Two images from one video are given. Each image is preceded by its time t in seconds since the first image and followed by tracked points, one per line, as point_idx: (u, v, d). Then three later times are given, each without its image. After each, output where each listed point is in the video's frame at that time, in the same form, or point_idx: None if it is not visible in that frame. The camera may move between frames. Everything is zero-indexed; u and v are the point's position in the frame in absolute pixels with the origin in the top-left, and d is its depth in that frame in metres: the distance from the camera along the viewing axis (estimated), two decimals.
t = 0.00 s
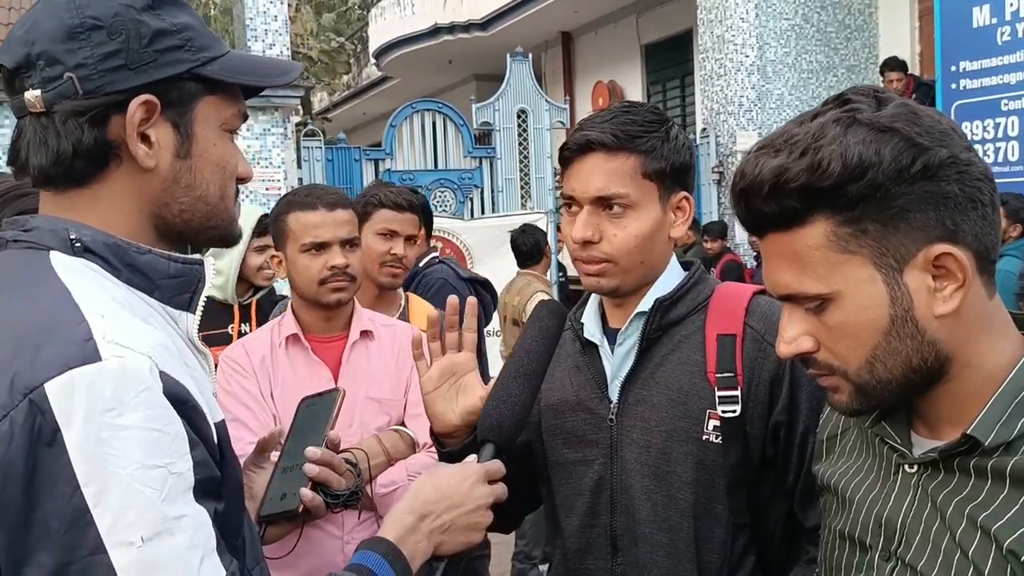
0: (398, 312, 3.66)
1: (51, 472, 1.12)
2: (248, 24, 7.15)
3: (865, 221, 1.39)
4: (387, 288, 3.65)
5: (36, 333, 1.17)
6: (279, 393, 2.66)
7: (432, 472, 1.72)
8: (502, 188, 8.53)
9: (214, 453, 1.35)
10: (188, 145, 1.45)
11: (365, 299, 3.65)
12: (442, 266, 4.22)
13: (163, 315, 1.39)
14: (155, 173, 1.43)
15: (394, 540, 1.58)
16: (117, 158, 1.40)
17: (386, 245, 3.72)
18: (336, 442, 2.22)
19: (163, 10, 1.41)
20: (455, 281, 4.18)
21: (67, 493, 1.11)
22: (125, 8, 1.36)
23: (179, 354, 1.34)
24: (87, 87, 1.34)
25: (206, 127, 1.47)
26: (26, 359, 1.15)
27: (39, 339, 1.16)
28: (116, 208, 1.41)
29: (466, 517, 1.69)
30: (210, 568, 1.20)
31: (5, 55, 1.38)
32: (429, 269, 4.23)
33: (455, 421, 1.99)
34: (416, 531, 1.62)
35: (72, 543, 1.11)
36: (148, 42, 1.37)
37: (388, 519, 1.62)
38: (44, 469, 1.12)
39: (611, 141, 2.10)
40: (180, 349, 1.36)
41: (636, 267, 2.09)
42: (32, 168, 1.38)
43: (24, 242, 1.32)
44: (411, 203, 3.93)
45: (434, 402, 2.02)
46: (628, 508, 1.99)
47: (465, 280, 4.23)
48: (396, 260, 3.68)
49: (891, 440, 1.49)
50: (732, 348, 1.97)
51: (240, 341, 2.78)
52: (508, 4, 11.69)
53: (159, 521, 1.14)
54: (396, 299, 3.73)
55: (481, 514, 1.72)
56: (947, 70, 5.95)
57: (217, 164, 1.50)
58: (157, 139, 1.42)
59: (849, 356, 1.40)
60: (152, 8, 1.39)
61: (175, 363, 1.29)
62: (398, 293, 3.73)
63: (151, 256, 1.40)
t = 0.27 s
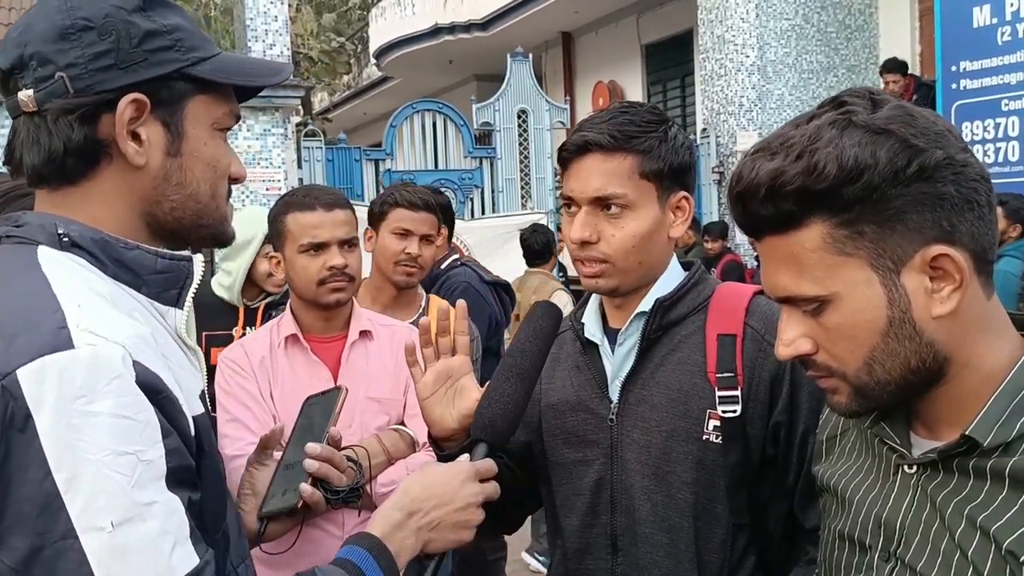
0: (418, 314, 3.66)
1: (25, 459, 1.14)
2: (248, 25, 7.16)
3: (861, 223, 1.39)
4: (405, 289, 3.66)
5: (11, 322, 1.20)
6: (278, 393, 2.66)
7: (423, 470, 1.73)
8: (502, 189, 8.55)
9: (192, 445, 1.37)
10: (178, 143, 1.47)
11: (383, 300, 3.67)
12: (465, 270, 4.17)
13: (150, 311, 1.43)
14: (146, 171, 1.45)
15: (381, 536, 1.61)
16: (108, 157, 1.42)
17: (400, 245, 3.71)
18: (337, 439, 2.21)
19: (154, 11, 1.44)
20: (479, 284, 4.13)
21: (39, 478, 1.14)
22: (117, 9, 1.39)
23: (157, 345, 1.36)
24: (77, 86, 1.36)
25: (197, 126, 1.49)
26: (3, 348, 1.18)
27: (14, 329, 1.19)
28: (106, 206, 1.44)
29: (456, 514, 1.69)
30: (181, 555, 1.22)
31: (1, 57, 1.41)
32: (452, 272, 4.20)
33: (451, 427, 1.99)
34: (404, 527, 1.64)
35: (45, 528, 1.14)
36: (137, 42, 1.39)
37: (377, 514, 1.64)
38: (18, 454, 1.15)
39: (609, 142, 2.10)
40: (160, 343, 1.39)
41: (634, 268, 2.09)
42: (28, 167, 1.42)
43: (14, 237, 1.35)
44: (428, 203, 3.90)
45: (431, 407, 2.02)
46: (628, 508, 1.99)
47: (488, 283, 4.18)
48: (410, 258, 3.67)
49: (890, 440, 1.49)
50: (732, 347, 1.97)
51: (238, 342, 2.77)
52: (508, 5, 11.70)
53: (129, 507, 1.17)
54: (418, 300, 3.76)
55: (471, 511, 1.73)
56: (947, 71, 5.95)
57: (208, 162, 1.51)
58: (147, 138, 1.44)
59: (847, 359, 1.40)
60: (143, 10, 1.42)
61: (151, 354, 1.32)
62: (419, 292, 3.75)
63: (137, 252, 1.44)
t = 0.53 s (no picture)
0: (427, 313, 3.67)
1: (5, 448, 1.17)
2: (248, 25, 7.17)
3: (858, 225, 1.39)
4: (414, 287, 3.68)
5: None
6: (278, 392, 2.67)
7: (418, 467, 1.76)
8: (502, 189, 8.57)
9: (173, 441, 1.40)
10: (180, 149, 1.53)
11: (393, 298, 3.69)
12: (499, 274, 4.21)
13: (139, 312, 1.49)
14: (149, 174, 1.50)
15: (373, 531, 1.64)
16: (111, 158, 1.47)
17: (408, 244, 3.70)
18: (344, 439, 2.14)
19: (156, 19, 1.49)
20: (512, 288, 4.15)
21: (19, 466, 1.17)
22: (121, 18, 1.44)
23: (139, 342, 1.41)
24: (83, 89, 1.42)
25: (197, 131, 1.55)
26: None
27: None
28: (109, 207, 1.48)
29: (451, 511, 1.72)
30: (161, 547, 1.26)
31: (5, 63, 1.46)
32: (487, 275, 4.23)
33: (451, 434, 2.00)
34: (396, 523, 1.68)
35: (25, 517, 1.17)
36: (141, 49, 1.44)
37: (370, 510, 1.68)
38: None
39: (607, 143, 2.11)
40: (143, 340, 1.44)
41: (632, 268, 2.10)
42: (30, 170, 1.46)
43: (12, 236, 1.41)
44: (437, 203, 3.88)
45: (431, 412, 2.02)
46: (628, 507, 2.00)
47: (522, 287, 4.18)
48: (418, 258, 3.68)
49: (889, 439, 1.49)
50: (733, 347, 1.98)
51: (237, 342, 2.78)
52: (509, 5, 11.69)
53: (108, 495, 1.20)
54: (427, 300, 3.78)
55: (465, 508, 1.74)
56: (947, 71, 5.95)
57: (207, 169, 1.57)
58: (150, 141, 1.49)
59: (845, 360, 1.40)
60: (146, 18, 1.47)
61: (129, 349, 1.36)
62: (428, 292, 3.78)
63: (130, 252, 1.48)
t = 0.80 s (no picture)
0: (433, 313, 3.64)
1: (48, 473, 1.09)
2: (247, 25, 7.19)
3: (854, 227, 1.40)
4: (420, 287, 3.65)
5: (25, 327, 1.14)
6: (278, 391, 2.66)
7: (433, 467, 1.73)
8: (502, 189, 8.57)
9: (212, 453, 1.34)
10: (185, 142, 1.46)
11: (399, 299, 3.67)
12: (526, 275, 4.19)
13: (157, 316, 1.38)
14: (154, 170, 1.43)
15: (401, 536, 1.58)
16: (116, 153, 1.40)
17: (412, 244, 3.70)
18: (338, 446, 2.14)
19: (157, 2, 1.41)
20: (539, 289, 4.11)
21: (66, 494, 1.09)
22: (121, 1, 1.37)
23: (173, 351, 1.33)
24: (86, 79, 1.34)
25: (202, 123, 1.48)
26: (16, 355, 1.12)
27: (28, 334, 1.14)
28: (111, 207, 1.40)
29: (472, 513, 1.70)
30: (216, 568, 1.19)
31: None
32: (516, 277, 4.22)
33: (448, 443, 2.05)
34: (422, 527, 1.62)
35: (73, 547, 1.09)
36: (145, 35, 1.37)
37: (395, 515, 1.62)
38: (38, 468, 1.10)
39: (604, 140, 2.12)
40: (174, 348, 1.35)
41: (629, 266, 2.10)
42: (26, 164, 1.38)
43: (12, 240, 1.30)
44: (440, 204, 3.91)
45: (427, 423, 2.08)
46: (627, 507, 2.00)
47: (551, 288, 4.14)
48: (422, 258, 3.67)
49: (886, 440, 1.50)
50: (733, 347, 1.98)
51: (237, 342, 2.78)
52: (509, 5, 11.70)
53: (163, 520, 1.13)
54: (433, 303, 3.73)
55: (486, 508, 1.73)
56: (947, 71, 5.95)
57: (213, 162, 1.51)
58: (156, 135, 1.42)
59: (841, 362, 1.40)
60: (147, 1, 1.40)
61: (169, 360, 1.28)
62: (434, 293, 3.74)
63: (145, 254, 1.39)
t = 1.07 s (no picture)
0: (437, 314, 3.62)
1: (95, 499, 1.05)
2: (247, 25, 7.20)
3: (852, 228, 1.40)
4: (422, 290, 3.65)
5: (68, 347, 1.10)
6: (278, 389, 2.67)
7: (453, 475, 1.73)
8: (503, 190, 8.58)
9: (255, 473, 1.32)
10: (211, 143, 1.44)
11: (402, 301, 3.68)
12: (542, 274, 4.19)
13: (183, 326, 1.35)
14: (177, 172, 1.40)
15: (429, 546, 1.57)
16: (138, 153, 1.37)
17: (415, 246, 3.69)
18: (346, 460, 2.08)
19: None
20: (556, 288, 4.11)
21: (115, 521, 1.05)
22: None
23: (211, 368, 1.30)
24: (110, 75, 1.30)
25: (229, 124, 1.47)
26: (57, 376, 1.08)
27: (69, 355, 1.09)
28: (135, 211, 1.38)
29: (492, 519, 1.70)
30: None
31: (15, 38, 1.32)
32: (533, 275, 4.21)
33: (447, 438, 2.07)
34: (447, 536, 1.61)
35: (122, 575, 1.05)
36: (175, 30, 1.35)
37: (421, 524, 1.61)
38: (86, 494, 1.05)
39: (604, 136, 2.12)
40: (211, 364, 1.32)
41: (624, 264, 2.10)
42: (44, 161, 1.33)
43: (31, 244, 1.26)
44: (444, 205, 3.93)
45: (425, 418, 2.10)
46: (626, 506, 2.01)
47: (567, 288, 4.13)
48: (425, 260, 3.65)
49: (884, 441, 1.50)
50: (733, 346, 1.97)
51: (239, 341, 2.79)
52: (509, 6, 11.70)
53: (212, 546, 1.10)
54: (436, 304, 3.72)
55: (506, 514, 1.74)
56: (947, 71, 5.94)
57: (239, 164, 1.50)
58: (180, 135, 1.39)
59: (839, 364, 1.41)
60: None
61: (211, 379, 1.26)
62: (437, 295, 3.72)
63: (171, 262, 1.36)
